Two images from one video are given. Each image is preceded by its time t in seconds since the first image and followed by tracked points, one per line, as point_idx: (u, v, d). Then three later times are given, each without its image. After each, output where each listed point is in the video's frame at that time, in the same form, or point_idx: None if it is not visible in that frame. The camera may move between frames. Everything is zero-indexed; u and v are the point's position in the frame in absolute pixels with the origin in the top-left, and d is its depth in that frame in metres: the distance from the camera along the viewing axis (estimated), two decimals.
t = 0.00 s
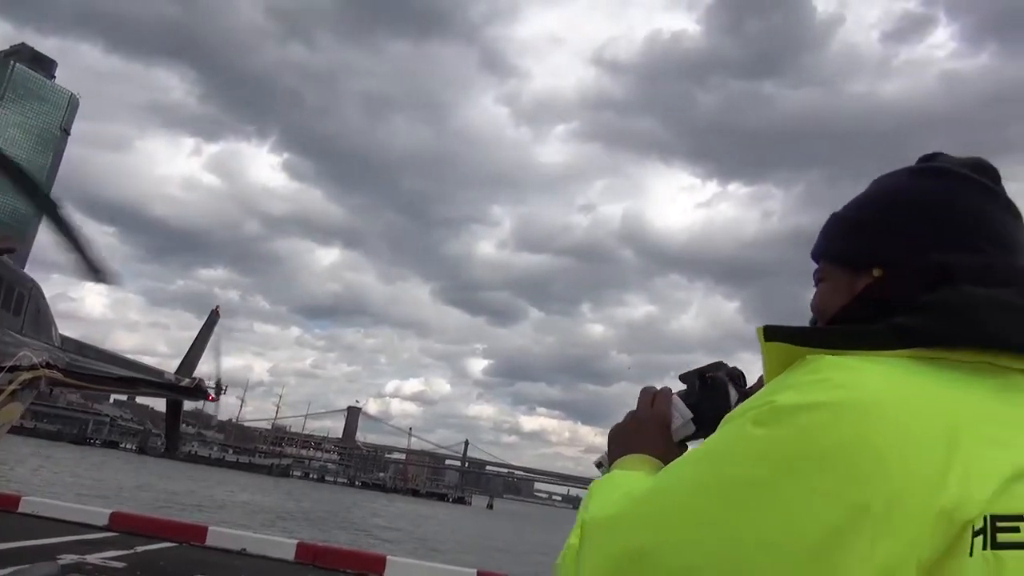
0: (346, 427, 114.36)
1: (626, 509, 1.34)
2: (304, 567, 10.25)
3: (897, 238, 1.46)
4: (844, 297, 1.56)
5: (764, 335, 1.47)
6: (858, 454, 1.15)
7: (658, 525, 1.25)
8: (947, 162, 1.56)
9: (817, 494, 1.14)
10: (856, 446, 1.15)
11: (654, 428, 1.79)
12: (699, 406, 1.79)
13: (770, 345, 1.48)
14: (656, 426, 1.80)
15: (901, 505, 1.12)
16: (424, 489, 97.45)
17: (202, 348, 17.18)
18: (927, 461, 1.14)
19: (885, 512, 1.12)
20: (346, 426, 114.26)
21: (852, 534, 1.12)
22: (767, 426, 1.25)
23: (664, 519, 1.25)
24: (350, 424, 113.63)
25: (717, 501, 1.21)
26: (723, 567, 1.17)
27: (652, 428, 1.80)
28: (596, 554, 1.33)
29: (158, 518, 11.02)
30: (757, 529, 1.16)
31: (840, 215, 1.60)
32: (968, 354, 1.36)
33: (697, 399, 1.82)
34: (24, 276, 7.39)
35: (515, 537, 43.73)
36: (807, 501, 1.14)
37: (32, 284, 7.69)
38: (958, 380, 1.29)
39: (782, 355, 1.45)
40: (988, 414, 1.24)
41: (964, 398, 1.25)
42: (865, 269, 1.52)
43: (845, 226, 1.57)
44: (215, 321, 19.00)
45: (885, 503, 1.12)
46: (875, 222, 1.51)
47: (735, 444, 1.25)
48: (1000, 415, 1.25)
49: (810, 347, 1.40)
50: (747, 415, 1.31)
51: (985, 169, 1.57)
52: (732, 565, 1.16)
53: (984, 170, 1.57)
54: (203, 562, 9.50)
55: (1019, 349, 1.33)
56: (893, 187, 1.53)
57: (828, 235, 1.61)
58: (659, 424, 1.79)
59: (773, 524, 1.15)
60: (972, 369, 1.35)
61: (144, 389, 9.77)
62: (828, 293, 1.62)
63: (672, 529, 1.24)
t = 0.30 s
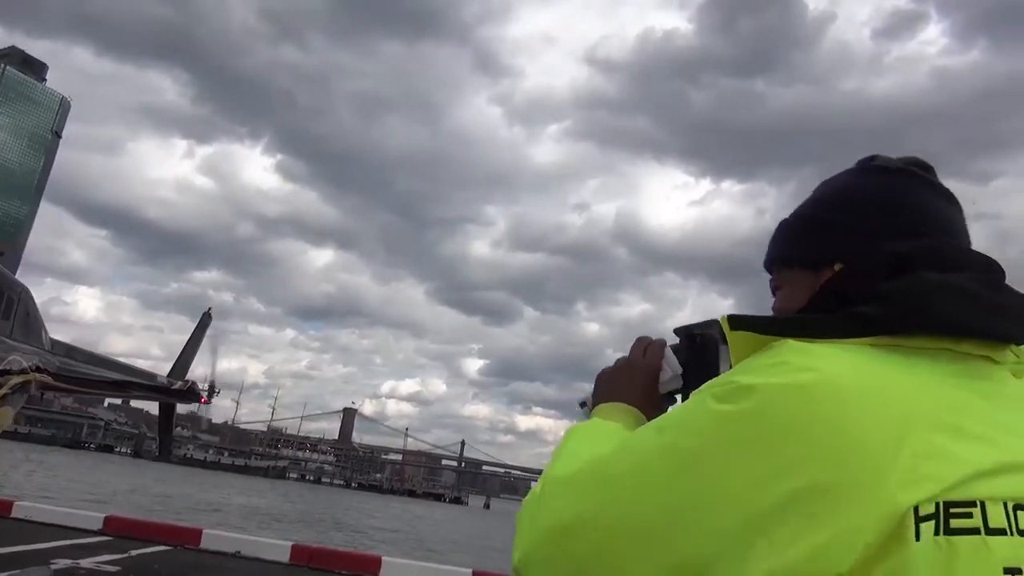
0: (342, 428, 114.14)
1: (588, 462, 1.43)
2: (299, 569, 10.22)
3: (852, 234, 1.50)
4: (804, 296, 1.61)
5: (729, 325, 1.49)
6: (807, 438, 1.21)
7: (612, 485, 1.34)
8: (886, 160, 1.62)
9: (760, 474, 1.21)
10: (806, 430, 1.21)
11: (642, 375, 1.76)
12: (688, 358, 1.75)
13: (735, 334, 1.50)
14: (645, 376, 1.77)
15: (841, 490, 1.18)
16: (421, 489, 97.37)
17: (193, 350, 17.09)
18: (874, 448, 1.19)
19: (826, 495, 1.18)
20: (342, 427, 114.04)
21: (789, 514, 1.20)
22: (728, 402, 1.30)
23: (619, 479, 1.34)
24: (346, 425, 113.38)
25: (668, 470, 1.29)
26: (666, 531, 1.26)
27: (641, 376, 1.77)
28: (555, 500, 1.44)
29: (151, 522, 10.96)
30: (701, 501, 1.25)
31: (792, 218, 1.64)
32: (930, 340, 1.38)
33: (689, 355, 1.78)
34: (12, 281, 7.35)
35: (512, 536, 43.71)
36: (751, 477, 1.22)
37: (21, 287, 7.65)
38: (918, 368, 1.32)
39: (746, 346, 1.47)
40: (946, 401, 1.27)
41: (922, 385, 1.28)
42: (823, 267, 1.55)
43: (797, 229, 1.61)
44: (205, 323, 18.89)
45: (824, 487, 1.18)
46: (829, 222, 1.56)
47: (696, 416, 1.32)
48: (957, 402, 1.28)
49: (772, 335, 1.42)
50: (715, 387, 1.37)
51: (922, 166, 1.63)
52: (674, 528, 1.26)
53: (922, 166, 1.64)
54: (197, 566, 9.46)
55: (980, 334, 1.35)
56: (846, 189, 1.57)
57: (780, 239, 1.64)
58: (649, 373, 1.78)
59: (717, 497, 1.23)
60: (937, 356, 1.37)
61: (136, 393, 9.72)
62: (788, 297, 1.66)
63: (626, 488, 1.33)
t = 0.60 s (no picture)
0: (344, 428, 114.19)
1: (545, 444, 1.40)
2: (300, 569, 10.22)
3: (809, 229, 1.48)
4: (769, 294, 1.57)
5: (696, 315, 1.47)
6: (770, 429, 1.23)
7: (572, 467, 1.31)
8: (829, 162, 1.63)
9: (725, 463, 1.22)
10: (770, 421, 1.23)
11: (646, 345, 1.68)
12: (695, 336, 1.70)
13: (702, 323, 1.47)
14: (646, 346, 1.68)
15: (799, 482, 1.21)
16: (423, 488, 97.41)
17: (192, 352, 17.07)
18: (837, 441, 1.22)
19: (784, 485, 1.21)
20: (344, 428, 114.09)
21: (748, 503, 1.22)
22: (693, 388, 1.29)
23: (580, 462, 1.32)
24: (348, 425, 113.39)
25: (629, 456, 1.28)
26: (628, 517, 1.26)
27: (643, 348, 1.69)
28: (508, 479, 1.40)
29: (152, 524, 10.97)
30: (662, 488, 1.25)
31: (742, 223, 1.61)
32: (897, 331, 1.41)
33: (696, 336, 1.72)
34: (8, 285, 7.34)
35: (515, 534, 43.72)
36: (712, 466, 1.23)
37: (18, 291, 7.66)
38: (885, 357, 1.35)
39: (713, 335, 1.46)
40: (906, 390, 1.31)
41: (886, 374, 1.31)
42: (783, 262, 1.52)
43: (749, 233, 1.58)
44: (204, 325, 18.88)
45: (784, 477, 1.21)
46: (782, 221, 1.53)
47: (660, 401, 1.30)
48: (918, 391, 1.32)
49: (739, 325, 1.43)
50: (679, 373, 1.35)
51: (863, 163, 1.65)
52: (633, 515, 1.26)
53: (862, 164, 1.65)
54: (198, 567, 9.47)
55: (945, 322, 1.39)
56: (796, 188, 1.56)
57: (734, 246, 1.61)
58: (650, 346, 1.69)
59: (679, 485, 1.24)
60: (902, 347, 1.40)
61: (135, 396, 9.71)
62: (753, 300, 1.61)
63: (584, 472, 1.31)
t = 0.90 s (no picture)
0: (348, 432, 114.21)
1: (522, 447, 1.39)
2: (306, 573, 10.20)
3: (788, 224, 1.47)
4: (748, 291, 1.57)
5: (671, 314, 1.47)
6: (743, 426, 1.23)
7: (549, 471, 1.31)
8: (808, 155, 1.62)
9: (699, 461, 1.23)
10: (742, 419, 1.23)
11: (632, 340, 1.69)
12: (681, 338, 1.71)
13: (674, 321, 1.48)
14: (636, 339, 1.69)
15: (772, 479, 1.21)
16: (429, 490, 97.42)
17: (193, 357, 17.10)
18: (809, 436, 1.22)
19: (759, 482, 1.21)
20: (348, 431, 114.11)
21: (724, 502, 1.22)
22: (665, 388, 1.29)
23: (557, 465, 1.31)
24: (353, 428, 113.40)
25: (604, 458, 1.27)
26: (605, 519, 1.26)
27: (633, 340, 1.70)
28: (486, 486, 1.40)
29: (156, 531, 10.97)
30: (637, 490, 1.25)
31: (722, 220, 1.60)
32: (874, 323, 1.41)
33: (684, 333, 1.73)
34: (9, 294, 7.36)
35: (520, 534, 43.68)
36: (686, 466, 1.23)
37: (18, 299, 7.66)
38: (860, 352, 1.35)
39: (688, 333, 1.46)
40: (881, 384, 1.31)
41: (859, 368, 1.32)
42: (761, 258, 1.52)
43: (729, 229, 1.58)
44: (204, 330, 18.91)
45: (760, 474, 1.21)
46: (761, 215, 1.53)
47: (634, 402, 1.30)
48: (891, 384, 1.32)
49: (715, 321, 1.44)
50: (652, 373, 1.35)
51: (842, 156, 1.65)
52: (609, 516, 1.25)
53: (841, 156, 1.65)
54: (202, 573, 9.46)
55: (921, 312, 1.39)
56: (775, 184, 1.56)
57: (713, 241, 1.61)
58: (636, 340, 1.70)
59: (655, 484, 1.24)
60: (879, 342, 1.40)
61: (137, 403, 9.71)
62: (732, 295, 1.61)
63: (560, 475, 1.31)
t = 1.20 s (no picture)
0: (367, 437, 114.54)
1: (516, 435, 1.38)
2: None
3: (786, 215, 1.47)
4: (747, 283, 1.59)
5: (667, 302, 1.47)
6: (736, 413, 1.22)
7: (543, 461, 1.31)
8: (808, 143, 1.61)
9: (693, 449, 1.23)
10: (736, 406, 1.22)
11: (634, 321, 1.66)
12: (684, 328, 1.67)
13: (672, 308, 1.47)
14: (638, 322, 1.67)
15: (767, 465, 1.21)
16: (448, 495, 97.44)
17: (210, 365, 17.25)
18: (804, 423, 1.22)
19: (752, 469, 1.22)
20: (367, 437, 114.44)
21: (720, 488, 1.22)
22: (658, 375, 1.29)
23: (551, 455, 1.31)
24: (373, 434, 113.45)
25: (597, 447, 1.27)
26: (601, 507, 1.26)
27: (634, 324, 1.67)
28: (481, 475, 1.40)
29: (176, 538, 11.04)
30: (630, 479, 1.25)
31: (722, 212, 1.60)
32: (874, 307, 1.39)
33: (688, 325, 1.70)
34: (27, 305, 7.48)
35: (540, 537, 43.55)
36: (679, 455, 1.23)
37: (36, 310, 7.77)
38: (858, 336, 1.34)
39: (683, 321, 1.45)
40: (878, 368, 1.30)
41: (856, 352, 1.30)
42: (758, 248, 1.52)
43: (727, 221, 1.58)
44: (221, 338, 19.08)
45: (754, 461, 1.21)
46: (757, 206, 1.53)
47: (627, 391, 1.29)
48: (889, 368, 1.31)
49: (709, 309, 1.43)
50: (645, 359, 1.34)
51: (842, 143, 1.63)
52: (605, 505, 1.26)
53: (841, 143, 1.63)
54: None
55: (921, 296, 1.37)
56: (774, 174, 1.55)
57: (712, 234, 1.62)
58: (640, 326, 1.67)
59: (650, 472, 1.24)
60: (879, 326, 1.39)
61: (154, 411, 9.80)
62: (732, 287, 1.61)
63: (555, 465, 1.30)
